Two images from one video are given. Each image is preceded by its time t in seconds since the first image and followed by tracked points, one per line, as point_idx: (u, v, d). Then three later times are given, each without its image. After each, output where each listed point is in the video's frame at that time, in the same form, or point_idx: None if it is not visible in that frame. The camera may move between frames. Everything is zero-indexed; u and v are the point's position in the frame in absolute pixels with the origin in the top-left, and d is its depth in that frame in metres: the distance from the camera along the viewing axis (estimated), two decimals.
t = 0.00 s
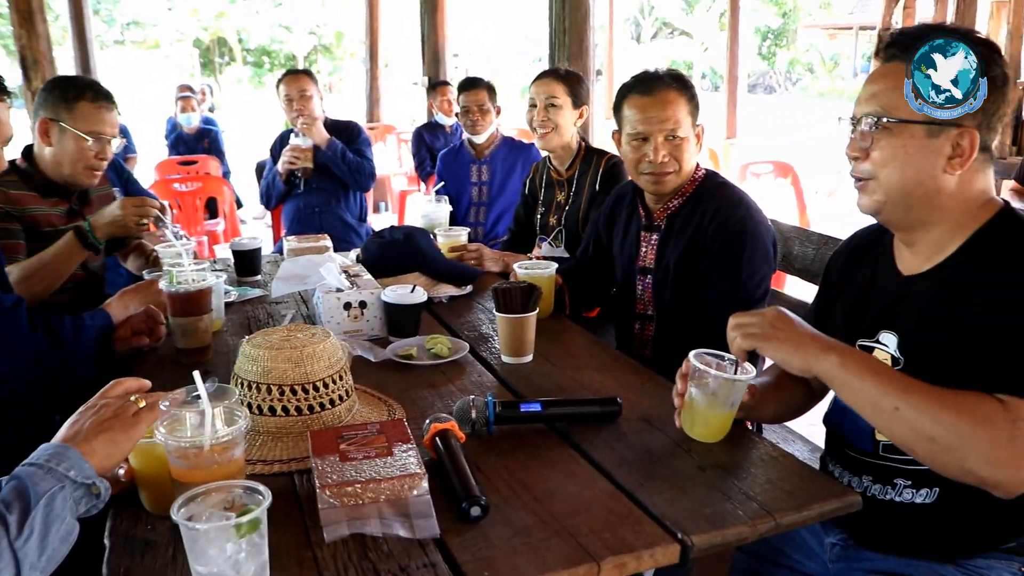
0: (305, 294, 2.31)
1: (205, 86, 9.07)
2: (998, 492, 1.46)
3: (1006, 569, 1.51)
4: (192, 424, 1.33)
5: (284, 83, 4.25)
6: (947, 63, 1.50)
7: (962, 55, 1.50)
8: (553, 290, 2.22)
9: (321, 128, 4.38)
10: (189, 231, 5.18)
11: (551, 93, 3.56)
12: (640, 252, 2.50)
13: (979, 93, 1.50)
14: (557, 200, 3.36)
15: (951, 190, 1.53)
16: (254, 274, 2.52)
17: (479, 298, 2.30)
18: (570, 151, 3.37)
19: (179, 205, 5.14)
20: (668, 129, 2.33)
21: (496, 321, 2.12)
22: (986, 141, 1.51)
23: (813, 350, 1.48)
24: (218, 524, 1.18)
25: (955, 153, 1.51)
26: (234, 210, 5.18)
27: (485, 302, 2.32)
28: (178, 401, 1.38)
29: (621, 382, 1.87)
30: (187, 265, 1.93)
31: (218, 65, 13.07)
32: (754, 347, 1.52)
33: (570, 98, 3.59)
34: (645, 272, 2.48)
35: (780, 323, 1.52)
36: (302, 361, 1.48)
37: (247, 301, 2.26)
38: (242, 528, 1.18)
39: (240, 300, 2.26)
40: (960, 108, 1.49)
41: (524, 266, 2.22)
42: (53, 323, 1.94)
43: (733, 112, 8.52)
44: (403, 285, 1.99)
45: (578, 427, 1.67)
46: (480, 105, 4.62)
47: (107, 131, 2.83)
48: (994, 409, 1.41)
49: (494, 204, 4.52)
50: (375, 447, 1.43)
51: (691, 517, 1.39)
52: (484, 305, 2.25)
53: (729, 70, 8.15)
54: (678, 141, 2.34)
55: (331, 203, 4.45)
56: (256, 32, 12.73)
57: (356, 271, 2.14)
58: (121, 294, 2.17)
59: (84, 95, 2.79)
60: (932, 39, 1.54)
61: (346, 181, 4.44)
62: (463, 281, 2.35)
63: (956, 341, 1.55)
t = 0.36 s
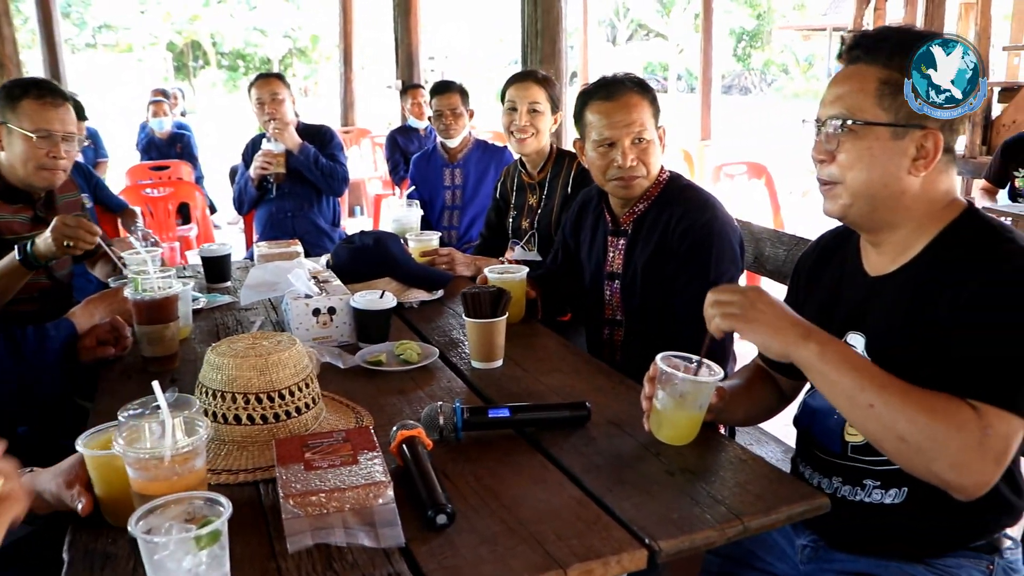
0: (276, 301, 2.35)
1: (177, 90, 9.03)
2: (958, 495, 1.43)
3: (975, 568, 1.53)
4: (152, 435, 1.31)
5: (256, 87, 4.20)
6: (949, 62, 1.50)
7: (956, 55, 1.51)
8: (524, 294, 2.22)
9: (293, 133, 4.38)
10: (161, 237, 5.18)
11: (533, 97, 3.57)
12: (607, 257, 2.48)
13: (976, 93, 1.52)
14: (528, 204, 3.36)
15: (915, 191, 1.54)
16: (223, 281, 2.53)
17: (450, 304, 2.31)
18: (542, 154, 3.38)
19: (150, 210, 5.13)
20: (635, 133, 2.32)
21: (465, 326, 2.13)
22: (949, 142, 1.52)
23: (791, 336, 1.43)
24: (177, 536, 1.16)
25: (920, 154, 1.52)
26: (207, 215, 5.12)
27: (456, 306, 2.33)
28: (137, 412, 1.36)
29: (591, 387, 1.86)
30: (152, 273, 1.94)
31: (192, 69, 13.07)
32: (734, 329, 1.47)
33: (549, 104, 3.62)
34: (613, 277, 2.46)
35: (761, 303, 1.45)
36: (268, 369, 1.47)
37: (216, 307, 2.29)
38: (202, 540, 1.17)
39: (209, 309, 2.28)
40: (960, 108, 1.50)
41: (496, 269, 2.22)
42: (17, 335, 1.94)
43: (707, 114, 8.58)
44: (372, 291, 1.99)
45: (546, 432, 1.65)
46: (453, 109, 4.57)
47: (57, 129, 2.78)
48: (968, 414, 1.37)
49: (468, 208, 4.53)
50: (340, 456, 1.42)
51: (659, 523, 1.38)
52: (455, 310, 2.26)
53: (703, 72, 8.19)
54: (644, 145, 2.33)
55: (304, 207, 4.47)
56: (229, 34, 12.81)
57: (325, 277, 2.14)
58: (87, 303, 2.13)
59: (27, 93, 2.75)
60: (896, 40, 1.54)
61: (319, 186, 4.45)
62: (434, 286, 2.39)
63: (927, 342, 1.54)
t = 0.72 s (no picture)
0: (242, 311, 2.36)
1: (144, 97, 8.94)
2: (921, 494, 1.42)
3: (942, 567, 1.54)
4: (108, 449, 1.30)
5: (225, 94, 4.20)
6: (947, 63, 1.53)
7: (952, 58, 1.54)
8: (490, 300, 2.24)
9: (260, 140, 4.34)
10: (129, 246, 5.15)
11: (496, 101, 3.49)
12: (574, 262, 2.49)
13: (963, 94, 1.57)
14: (495, 208, 3.36)
15: (878, 193, 1.54)
16: (190, 291, 2.55)
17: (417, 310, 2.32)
18: (508, 160, 3.40)
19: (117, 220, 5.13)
20: (597, 138, 2.32)
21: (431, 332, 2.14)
22: (908, 145, 1.53)
23: (757, 338, 1.42)
24: (133, 554, 1.14)
25: (882, 156, 1.52)
26: (174, 223, 5.19)
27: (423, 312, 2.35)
28: (94, 428, 1.35)
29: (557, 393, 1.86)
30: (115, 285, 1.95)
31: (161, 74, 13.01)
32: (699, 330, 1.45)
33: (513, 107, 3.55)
34: (579, 281, 2.46)
35: (724, 307, 1.44)
36: (230, 380, 1.45)
37: (181, 318, 2.30)
38: (158, 556, 1.15)
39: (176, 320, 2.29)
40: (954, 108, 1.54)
41: (462, 275, 2.25)
42: None
43: (676, 115, 8.63)
44: (338, 299, 2.00)
45: (511, 439, 1.65)
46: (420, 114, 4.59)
47: (19, 137, 2.74)
48: (928, 413, 1.37)
49: (437, 213, 4.49)
50: (302, 467, 1.40)
51: (623, 528, 1.37)
52: (422, 317, 2.27)
53: (672, 73, 8.22)
54: (607, 149, 2.34)
55: (272, 215, 4.48)
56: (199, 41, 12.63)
57: (291, 285, 2.15)
58: (47, 316, 2.08)
59: None
60: (855, 41, 1.53)
61: (288, 193, 4.45)
62: (401, 294, 2.37)
63: (891, 342, 1.54)
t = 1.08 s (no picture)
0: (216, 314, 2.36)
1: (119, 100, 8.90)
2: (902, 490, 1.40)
3: (917, 567, 1.55)
4: (71, 459, 1.28)
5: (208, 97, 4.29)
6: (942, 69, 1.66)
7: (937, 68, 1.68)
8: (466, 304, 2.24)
9: (237, 145, 4.32)
10: (106, 251, 5.14)
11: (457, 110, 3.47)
12: (550, 265, 2.49)
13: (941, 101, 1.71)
14: (472, 210, 3.36)
15: (848, 197, 1.53)
16: (164, 296, 2.54)
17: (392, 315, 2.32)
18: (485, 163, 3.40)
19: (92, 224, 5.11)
20: (553, 151, 2.32)
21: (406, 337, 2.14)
22: (872, 147, 1.53)
23: (716, 356, 1.44)
24: (96, 563, 1.12)
25: (850, 162, 1.51)
26: (150, 226, 5.16)
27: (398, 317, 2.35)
28: (58, 436, 1.33)
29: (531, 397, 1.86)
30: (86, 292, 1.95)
31: (139, 78, 13.01)
32: (656, 355, 1.49)
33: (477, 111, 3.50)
34: (556, 285, 2.46)
35: (679, 332, 1.49)
36: (201, 387, 1.44)
37: (154, 323, 2.29)
38: (123, 565, 1.13)
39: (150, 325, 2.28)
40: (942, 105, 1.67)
41: (436, 280, 2.26)
42: None
43: (654, 116, 8.68)
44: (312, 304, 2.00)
45: (484, 444, 1.64)
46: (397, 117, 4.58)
47: None
48: (896, 410, 1.36)
49: (416, 216, 4.51)
50: (273, 473, 1.38)
51: (596, 533, 1.36)
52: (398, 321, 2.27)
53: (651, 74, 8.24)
54: (562, 163, 2.33)
55: (249, 219, 4.45)
56: (177, 44, 12.68)
57: (264, 290, 2.15)
58: (17, 322, 2.06)
59: None
60: (789, 61, 1.54)
61: (265, 198, 4.44)
62: (377, 297, 2.38)
63: (866, 344, 1.55)
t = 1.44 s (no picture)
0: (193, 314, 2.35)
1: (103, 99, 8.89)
2: (876, 491, 1.38)
3: (897, 567, 1.54)
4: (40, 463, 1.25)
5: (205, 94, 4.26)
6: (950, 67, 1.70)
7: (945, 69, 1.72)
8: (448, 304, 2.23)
9: (226, 146, 4.31)
10: (88, 250, 5.12)
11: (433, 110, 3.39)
12: (532, 265, 2.48)
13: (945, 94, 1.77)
14: (454, 210, 3.35)
15: (829, 196, 1.52)
16: (144, 296, 2.53)
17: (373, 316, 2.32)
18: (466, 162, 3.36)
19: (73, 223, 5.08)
20: (521, 145, 2.33)
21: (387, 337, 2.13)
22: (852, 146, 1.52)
23: (692, 352, 1.43)
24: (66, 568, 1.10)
25: (832, 160, 1.50)
26: (132, 225, 5.13)
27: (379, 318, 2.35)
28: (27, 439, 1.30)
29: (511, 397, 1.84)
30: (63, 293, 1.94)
31: (124, 77, 13.01)
32: (635, 345, 1.46)
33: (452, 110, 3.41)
34: (537, 285, 2.45)
35: (658, 326, 1.47)
36: (177, 389, 1.43)
37: (133, 324, 2.28)
38: (94, 570, 1.11)
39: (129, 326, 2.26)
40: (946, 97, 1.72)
41: (418, 280, 2.25)
42: None
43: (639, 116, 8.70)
44: (292, 305, 1.99)
45: (462, 444, 1.63)
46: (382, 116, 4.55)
47: None
48: (874, 410, 1.35)
49: (400, 216, 4.49)
50: (249, 476, 1.37)
51: (574, 535, 1.35)
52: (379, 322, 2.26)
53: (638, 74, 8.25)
54: (528, 158, 2.33)
55: (234, 219, 4.44)
56: (162, 42, 12.74)
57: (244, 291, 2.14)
58: None
59: None
60: (770, 59, 1.52)
61: (251, 200, 4.43)
62: (356, 298, 2.38)
63: (842, 345, 1.53)
